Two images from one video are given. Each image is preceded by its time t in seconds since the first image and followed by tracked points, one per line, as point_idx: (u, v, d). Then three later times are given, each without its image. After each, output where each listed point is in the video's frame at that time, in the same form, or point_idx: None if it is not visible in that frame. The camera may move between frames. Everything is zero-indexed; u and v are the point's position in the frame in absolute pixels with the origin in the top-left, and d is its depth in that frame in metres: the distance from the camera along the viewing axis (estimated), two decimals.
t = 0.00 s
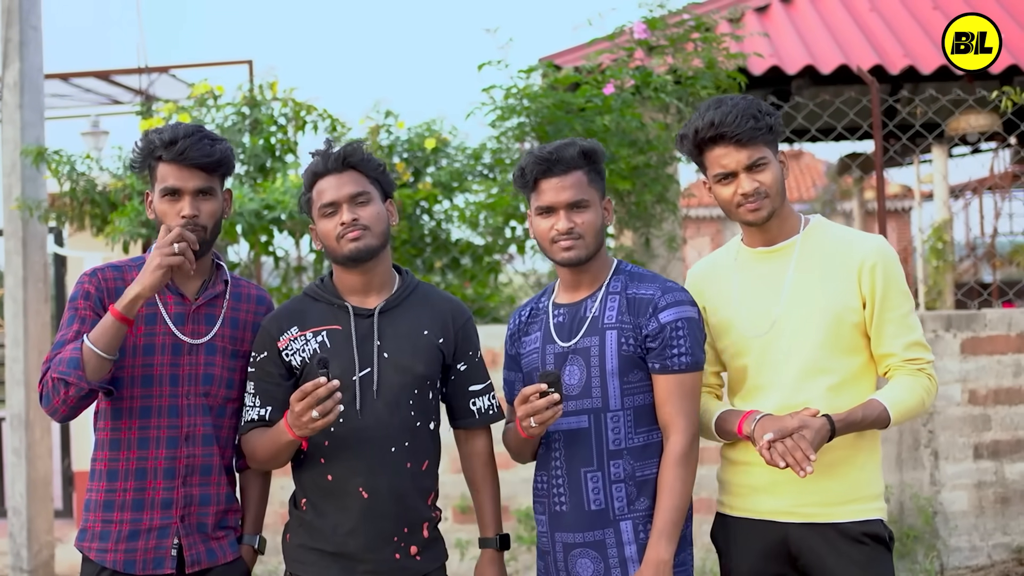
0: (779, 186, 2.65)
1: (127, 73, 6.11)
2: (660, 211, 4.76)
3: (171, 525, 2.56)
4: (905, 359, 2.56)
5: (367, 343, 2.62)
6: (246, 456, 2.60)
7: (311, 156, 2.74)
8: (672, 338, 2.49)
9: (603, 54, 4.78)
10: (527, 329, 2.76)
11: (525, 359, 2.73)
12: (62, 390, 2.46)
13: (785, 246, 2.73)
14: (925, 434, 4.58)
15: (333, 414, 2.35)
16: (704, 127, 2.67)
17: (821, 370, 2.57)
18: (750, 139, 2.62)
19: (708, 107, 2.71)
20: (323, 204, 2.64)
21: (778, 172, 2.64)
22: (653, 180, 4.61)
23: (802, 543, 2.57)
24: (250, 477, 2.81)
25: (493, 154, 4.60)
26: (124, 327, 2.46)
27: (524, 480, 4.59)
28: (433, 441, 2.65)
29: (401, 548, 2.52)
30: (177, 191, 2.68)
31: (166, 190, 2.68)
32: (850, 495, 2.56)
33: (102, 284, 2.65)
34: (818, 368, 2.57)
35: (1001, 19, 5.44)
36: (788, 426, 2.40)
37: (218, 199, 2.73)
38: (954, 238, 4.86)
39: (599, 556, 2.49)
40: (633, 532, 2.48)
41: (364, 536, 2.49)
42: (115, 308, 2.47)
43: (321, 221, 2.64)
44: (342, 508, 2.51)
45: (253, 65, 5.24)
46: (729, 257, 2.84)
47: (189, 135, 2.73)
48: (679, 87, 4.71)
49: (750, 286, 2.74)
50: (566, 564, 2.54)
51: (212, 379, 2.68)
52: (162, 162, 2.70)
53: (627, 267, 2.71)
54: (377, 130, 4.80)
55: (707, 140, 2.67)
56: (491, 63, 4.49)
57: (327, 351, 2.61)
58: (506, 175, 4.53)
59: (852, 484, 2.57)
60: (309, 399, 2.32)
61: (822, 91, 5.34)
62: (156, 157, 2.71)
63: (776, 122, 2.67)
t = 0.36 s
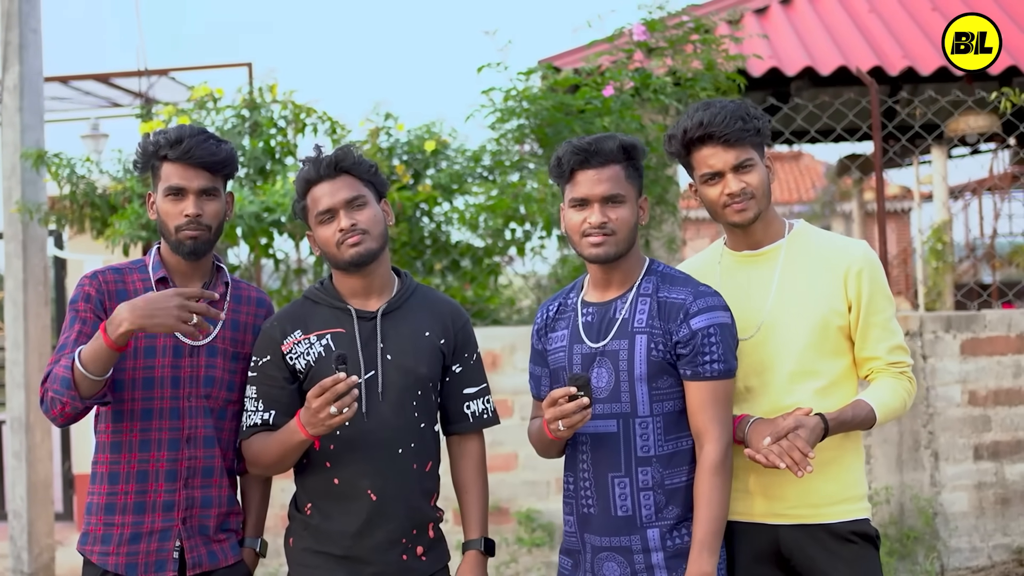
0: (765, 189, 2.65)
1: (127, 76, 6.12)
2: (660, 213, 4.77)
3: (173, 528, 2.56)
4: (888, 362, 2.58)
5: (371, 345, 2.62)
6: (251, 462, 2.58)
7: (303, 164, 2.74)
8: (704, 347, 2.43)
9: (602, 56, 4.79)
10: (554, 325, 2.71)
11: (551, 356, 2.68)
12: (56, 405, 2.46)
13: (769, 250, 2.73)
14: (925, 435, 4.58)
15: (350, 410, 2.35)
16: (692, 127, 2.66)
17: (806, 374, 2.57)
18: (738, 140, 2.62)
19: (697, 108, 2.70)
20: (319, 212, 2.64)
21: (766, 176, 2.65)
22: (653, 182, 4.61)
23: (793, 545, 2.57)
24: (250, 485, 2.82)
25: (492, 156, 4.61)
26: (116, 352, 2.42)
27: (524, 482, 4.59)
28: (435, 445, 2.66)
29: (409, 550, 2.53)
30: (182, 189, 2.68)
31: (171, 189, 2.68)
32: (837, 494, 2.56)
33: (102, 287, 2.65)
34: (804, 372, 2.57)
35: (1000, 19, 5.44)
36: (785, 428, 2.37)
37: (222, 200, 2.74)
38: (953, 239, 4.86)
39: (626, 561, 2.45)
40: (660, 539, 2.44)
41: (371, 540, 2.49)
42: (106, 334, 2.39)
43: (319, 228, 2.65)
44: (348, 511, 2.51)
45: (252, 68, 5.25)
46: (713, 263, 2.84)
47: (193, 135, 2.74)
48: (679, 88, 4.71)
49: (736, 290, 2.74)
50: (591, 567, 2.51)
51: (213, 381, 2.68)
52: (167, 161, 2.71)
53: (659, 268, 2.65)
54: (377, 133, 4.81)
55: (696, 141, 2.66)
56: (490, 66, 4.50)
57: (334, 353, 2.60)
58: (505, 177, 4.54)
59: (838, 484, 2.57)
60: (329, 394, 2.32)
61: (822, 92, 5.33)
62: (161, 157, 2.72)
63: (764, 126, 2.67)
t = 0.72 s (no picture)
0: (761, 186, 2.65)
1: (126, 78, 6.12)
2: (659, 215, 4.78)
3: (178, 532, 2.56)
4: (886, 361, 2.57)
5: (367, 349, 2.62)
6: (250, 468, 2.59)
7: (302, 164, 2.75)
8: (692, 346, 2.43)
9: (602, 58, 4.80)
10: (539, 331, 2.70)
11: (538, 361, 2.67)
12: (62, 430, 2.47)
13: (765, 251, 2.73)
14: (924, 436, 4.58)
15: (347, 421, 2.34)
16: (690, 125, 2.69)
17: (803, 374, 2.58)
18: (734, 137, 2.63)
19: (696, 106, 2.72)
20: (317, 209, 2.65)
21: (761, 174, 2.65)
22: (652, 184, 4.64)
23: (791, 547, 2.58)
24: (250, 489, 2.81)
25: (492, 159, 4.62)
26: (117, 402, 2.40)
27: (524, 484, 4.59)
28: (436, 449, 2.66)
29: (410, 553, 2.53)
30: (183, 190, 2.68)
31: (172, 190, 2.68)
32: (835, 496, 2.56)
33: (104, 292, 2.65)
34: (800, 372, 2.58)
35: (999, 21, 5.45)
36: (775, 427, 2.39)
37: (223, 200, 2.74)
38: (952, 240, 4.88)
39: (616, 562, 2.45)
40: (650, 538, 2.44)
41: (370, 543, 2.48)
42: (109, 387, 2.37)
43: (317, 226, 2.65)
44: (348, 515, 2.52)
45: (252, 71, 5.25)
46: (710, 264, 2.84)
47: (194, 135, 2.74)
48: (678, 90, 4.73)
49: (732, 290, 2.74)
50: (582, 569, 2.51)
51: (215, 384, 2.68)
52: (167, 162, 2.71)
53: (641, 270, 2.66)
54: (377, 134, 4.82)
55: (693, 138, 2.68)
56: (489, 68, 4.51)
57: (329, 359, 2.60)
58: (505, 179, 4.54)
59: (836, 486, 2.57)
60: (324, 405, 2.31)
61: (821, 94, 5.34)
62: (162, 158, 2.72)
63: (762, 125, 2.68)
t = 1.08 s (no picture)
0: (767, 185, 2.66)
1: (125, 79, 6.12)
2: (658, 217, 4.78)
3: (181, 533, 2.56)
4: (889, 366, 2.57)
5: (364, 351, 2.62)
6: (246, 470, 2.59)
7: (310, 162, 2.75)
8: (659, 343, 2.57)
9: (601, 60, 4.80)
10: (509, 340, 2.77)
11: (508, 370, 2.75)
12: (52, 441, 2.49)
13: (770, 252, 2.73)
14: (923, 439, 4.58)
15: (335, 426, 2.34)
16: (698, 121, 2.70)
17: (804, 377, 2.58)
18: (742, 135, 2.64)
19: (706, 104, 2.74)
20: (320, 208, 2.65)
21: (768, 174, 2.66)
22: (651, 186, 4.63)
23: (789, 551, 2.57)
24: (250, 491, 2.79)
25: (491, 160, 4.62)
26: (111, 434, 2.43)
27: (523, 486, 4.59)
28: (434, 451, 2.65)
29: (405, 556, 2.53)
30: (180, 183, 2.68)
31: (170, 183, 2.68)
32: (835, 501, 2.56)
33: (99, 297, 2.65)
34: (802, 375, 2.58)
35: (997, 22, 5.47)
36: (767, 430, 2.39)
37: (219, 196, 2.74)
38: (952, 243, 4.92)
39: (597, 559, 2.54)
40: (628, 533, 2.54)
41: (366, 547, 2.48)
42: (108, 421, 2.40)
43: (318, 225, 2.65)
44: (343, 518, 2.52)
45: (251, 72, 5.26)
46: (715, 263, 2.83)
47: (192, 133, 2.74)
48: (677, 92, 4.73)
49: (735, 291, 2.73)
50: (561, 568, 2.59)
51: (214, 385, 2.68)
52: (165, 157, 2.71)
53: (604, 275, 2.75)
54: (376, 136, 4.82)
55: (701, 134, 2.69)
56: (489, 69, 4.51)
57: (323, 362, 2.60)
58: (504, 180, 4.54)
59: (837, 490, 2.57)
60: (312, 413, 2.31)
61: (820, 96, 5.34)
62: (157, 155, 2.71)
63: (771, 125, 2.69)
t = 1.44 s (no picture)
0: (775, 189, 2.65)
1: (125, 81, 6.12)
2: (658, 218, 4.78)
3: (174, 534, 2.56)
4: (898, 368, 2.57)
5: (366, 352, 2.62)
6: (246, 469, 2.58)
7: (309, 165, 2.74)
8: (651, 348, 2.58)
9: (600, 61, 4.81)
10: (500, 340, 2.78)
11: (499, 369, 2.76)
12: (55, 405, 2.44)
13: (778, 253, 2.73)
14: (922, 440, 4.58)
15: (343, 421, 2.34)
16: (703, 126, 2.69)
17: (814, 378, 2.58)
18: (748, 140, 2.63)
19: (710, 108, 2.73)
20: (320, 214, 2.64)
21: (776, 177, 2.65)
22: (650, 187, 4.62)
23: (796, 554, 2.57)
24: (250, 492, 2.80)
25: (490, 162, 4.62)
26: (126, 354, 2.43)
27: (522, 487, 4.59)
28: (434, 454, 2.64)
29: (404, 558, 2.52)
30: (179, 193, 2.67)
31: (168, 192, 2.67)
32: (844, 504, 2.55)
33: (102, 293, 2.65)
34: (811, 376, 2.58)
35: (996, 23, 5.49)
36: (773, 428, 2.40)
37: (219, 203, 2.73)
38: (952, 245, 4.97)
39: (581, 560, 2.54)
40: (613, 535, 2.55)
41: (363, 549, 2.48)
42: (121, 337, 2.40)
43: (318, 231, 2.65)
44: (343, 520, 2.51)
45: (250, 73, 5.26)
46: (723, 265, 2.83)
47: (191, 139, 2.73)
48: (677, 93, 4.73)
49: (743, 293, 2.73)
50: (546, 569, 2.58)
51: (213, 387, 2.67)
52: (164, 164, 2.70)
53: (598, 280, 2.76)
54: (376, 138, 4.82)
55: (706, 139, 2.69)
56: (488, 71, 4.51)
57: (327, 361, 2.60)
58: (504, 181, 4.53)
59: (845, 493, 2.56)
60: (320, 405, 2.31)
61: (820, 97, 5.31)
62: (159, 161, 2.71)
63: (776, 127, 2.69)
